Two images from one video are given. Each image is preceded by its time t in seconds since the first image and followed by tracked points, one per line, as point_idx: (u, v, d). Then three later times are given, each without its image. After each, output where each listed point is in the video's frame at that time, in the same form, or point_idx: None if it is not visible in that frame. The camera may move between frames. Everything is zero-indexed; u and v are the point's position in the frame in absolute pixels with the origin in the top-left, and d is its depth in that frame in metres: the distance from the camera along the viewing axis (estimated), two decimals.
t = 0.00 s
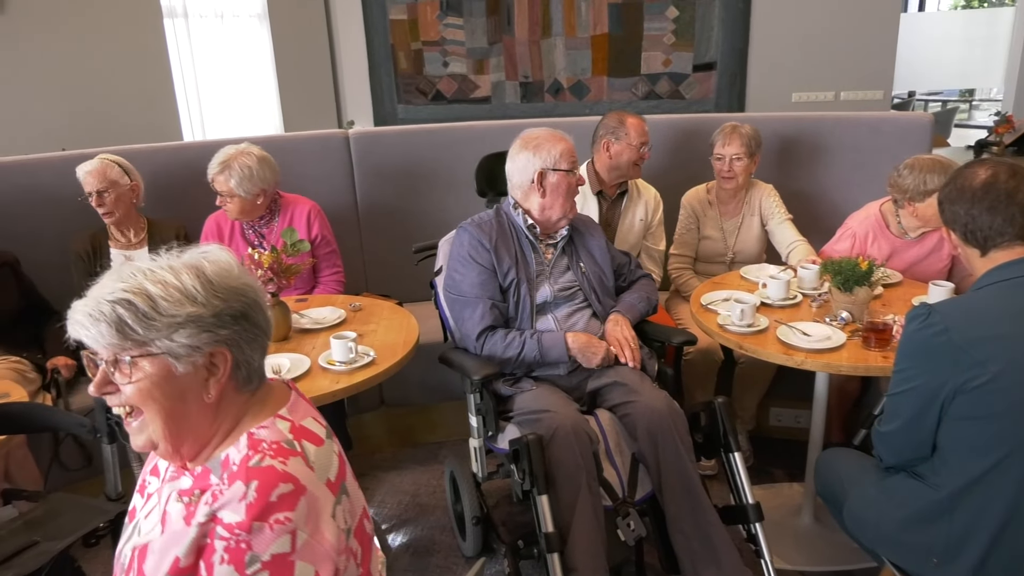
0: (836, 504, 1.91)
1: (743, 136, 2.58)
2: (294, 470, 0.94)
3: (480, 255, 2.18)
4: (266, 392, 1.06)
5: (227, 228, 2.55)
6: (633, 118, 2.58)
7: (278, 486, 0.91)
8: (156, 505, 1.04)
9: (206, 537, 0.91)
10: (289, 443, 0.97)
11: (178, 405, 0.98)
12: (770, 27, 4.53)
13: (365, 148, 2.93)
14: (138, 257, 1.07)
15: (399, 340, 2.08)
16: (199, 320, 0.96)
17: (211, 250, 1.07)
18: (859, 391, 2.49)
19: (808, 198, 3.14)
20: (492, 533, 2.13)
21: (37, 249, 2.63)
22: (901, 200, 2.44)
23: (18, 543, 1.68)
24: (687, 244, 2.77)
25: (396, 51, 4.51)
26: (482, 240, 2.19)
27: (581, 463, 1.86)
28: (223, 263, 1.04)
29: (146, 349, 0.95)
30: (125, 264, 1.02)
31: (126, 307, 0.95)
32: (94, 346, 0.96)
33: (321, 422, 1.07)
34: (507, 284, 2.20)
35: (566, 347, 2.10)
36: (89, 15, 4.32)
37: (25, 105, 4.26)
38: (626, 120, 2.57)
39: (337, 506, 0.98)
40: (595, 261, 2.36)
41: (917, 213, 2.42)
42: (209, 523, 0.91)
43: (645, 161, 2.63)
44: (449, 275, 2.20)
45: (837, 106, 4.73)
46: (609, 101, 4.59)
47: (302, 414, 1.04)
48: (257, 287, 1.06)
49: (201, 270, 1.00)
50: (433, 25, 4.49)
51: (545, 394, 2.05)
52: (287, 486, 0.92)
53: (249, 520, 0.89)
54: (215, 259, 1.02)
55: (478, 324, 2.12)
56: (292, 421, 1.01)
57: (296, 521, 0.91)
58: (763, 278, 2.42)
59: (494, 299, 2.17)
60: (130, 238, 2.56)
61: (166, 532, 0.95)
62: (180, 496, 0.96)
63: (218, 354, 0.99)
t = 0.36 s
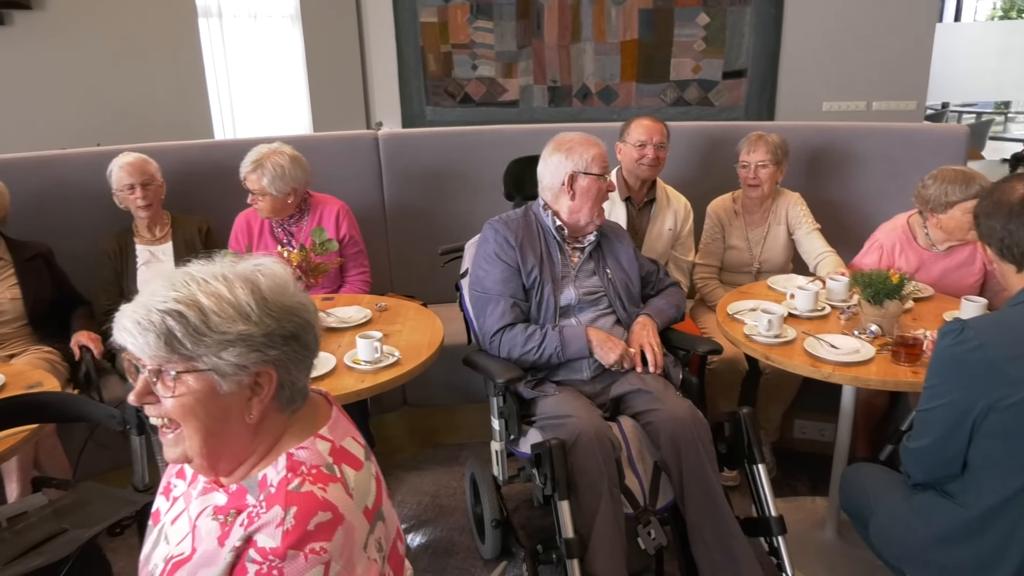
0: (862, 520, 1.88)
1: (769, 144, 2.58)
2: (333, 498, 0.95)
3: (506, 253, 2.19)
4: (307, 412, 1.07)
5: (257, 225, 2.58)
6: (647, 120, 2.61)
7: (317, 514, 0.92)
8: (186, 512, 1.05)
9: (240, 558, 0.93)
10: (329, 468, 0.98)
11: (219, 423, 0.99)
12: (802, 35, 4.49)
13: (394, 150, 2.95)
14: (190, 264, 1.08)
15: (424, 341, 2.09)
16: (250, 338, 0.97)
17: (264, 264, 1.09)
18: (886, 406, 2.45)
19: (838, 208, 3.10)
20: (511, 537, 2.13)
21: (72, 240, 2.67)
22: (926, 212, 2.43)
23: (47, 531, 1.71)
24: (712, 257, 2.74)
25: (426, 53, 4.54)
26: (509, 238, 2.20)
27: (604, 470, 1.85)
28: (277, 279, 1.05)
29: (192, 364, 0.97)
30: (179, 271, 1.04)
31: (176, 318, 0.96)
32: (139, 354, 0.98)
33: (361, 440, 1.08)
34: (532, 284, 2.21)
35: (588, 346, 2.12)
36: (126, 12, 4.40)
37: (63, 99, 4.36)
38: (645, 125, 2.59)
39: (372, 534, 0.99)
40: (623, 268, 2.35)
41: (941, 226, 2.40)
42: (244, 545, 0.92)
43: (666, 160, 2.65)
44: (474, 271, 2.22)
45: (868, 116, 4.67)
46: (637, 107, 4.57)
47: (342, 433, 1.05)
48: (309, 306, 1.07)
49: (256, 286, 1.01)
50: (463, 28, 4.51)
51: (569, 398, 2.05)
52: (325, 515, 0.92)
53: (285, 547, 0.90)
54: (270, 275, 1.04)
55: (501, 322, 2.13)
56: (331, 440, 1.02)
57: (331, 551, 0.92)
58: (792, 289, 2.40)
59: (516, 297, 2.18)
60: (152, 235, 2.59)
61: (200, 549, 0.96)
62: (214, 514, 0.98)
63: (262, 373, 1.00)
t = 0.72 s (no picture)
0: (897, 538, 1.84)
1: (804, 153, 2.53)
2: (332, 500, 0.92)
3: (537, 258, 2.19)
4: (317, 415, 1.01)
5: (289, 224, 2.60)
6: (678, 125, 2.59)
7: (309, 514, 0.90)
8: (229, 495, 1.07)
9: (237, 541, 0.93)
10: (339, 470, 0.95)
11: (217, 422, 1.00)
12: (840, 41, 4.42)
13: (427, 153, 2.97)
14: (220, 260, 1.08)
15: (455, 344, 2.09)
16: (215, 348, 0.93)
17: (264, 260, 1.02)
18: (923, 420, 2.41)
19: (876, 218, 3.04)
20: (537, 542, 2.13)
21: (112, 237, 2.73)
22: (961, 220, 2.39)
23: (84, 522, 1.75)
24: (745, 265, 2.72)
25: (459, 56, 4.56)
26: (541, 243, 2.20)
27: (633, 478, 1.84)
28: (260, 279, 0.97)
29: (178, 370, 0.98)
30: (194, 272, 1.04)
31: (161, 326, 0.97)
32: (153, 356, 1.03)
33: (390, 445, 1.02)
34: (563, 290, 2.21)
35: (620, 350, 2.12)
36: (165, 14, 4.48)
37: (103, 99, 4.46)
38: (676, 129, 2.57)
39: (375, 543, 0.95)
40: (656, 275, 2.34)
41: (976, 235, 2.35)
42: (241, 530, 0.93)
43: (697, 166, 2.63)
44: (505, 274, 2.22)
45: (907, 123, 4.59)
46: (670, 112, 4.54)
47: (368, 435, 1.01)
48: (287, 306, 0.97)
49: (217, 296, 0.95)
50: (496, 31, 4.52)
51: (599, 405, 2.04)
52: (317, 517, 0.90)
53: (273, 540, 0.89)
54: (236, 281, 0.97)
55: (533, 327, 2.13)
56: (351, 442, 0.98)
57: (318, 553, 0.90)
58: (826, 299, 2.37)
59: (547, 302, 2.18)
60: (193, 233, 2.62)
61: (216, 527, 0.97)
62: (247, 491, 0.97)
63: (238, 382, 0.96)
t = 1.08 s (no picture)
0: (930, 549, 1.80)
1: (840, 156, 2.48)
2: (302, 456, 0.92)
3: (564, 258, 2.19)
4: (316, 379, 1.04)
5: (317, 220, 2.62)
6: (710, 126, 2.56)
7: (277, 463, 0.91)
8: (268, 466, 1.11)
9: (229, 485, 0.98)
10: (321, 431, 0.95)
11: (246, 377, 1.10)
12: (875, 41, 4.35)
13: (456, 152, 2.98)
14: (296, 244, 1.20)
15: (482, 343, 2.09)
16: (233, 311, 1.04)
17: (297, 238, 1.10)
18: (957, 429, 2.36)
19: (911, 222, 2.99)
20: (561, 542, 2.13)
21: (145, 233, 2.77)
22: (992, 221, 2.33)
23: (116, 512, 1.79)
24: (775, 268, 2.68)
25: (488, 55, 4.56)
26: (567, 242, 2.20)
27: (660, 480, 1.83)
28: (284, 259, 1.04)
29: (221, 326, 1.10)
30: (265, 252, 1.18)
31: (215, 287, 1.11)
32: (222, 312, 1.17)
33: (391, 424, 1.01)
34: (590, 290, 2.20)
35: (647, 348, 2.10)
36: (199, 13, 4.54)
37: (138, 97, 4.54)
38: (707, 130, 2.55)
39: (343, 508, 0.93)
40: (684, 276, 2.32)
41: (1007, 238, 2.29)
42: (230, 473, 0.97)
43: (729, 167, 2.59)
44: (531, 274, 2.22)
45: (944, 125, 4.50)
46: (700, 112, 4.50)
47: (369, 408, 1.00)
48: (284, 276, 1.02)
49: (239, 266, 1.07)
50: (527, 30, 4.51)
51: (626, 406, 2.03)
52: (283, 467, 0.91)
53: (245, 483, 0.92)
54: (257, 254, 1.07)
55: (558, 325, 2.13)
56: (345, 411, 0.98)
57: (279, 502, 0.90)
58: (859, 303, 2.32)
59: (573, 302, 2.18)
60: (228, 229, 2.66)
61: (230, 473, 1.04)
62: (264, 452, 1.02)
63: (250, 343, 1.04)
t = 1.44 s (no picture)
0: (965, 558, 1.75)
1: (879, 157, 2.43)
2: (333, 425, 0.94)
3: (592, 253, 2.18)
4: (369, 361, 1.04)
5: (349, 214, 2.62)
6: (747, 124, 2.52)
7: (309, 430, 0.94)
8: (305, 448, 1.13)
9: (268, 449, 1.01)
10: (354, 405, 0.96)
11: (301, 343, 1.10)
12: (914, 38, 4.26)
13: (487, 146, 2.97)
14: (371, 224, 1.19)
15: (511, 338, 2.09)
16: (304, 283, 1.03)
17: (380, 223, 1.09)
18: (994, 436, 2.30)
19: (950, 224, 2.92)
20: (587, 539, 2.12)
21: (179, 223, 2.80)
22: None
23: (147, 499, 1.81)
24: (809, 268, 2.64)
25: (519, 50, 4.54)
26: (594, 238, 2.19)
27: (688, 481, 1.82)
28: (365, 241, 1.04)
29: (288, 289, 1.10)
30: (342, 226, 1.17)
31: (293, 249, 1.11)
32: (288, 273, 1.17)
33: (422, 406, 1.01)
34: (618, 284, 2.18)
35: (676, 345, 2.08)
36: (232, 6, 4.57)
37: (172, 89, 4.59)
38: (744, 128, 2.51)
39: (367, 480, 0.93)
40: (715, 272, 2.29)
41: None
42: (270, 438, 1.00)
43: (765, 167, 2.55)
44: (558, 270, 2.21)
45: (984, 124, 4.39)
46: (732, 109, 4.45)
47: (406, 389, 1.00)
48: (361, 260, 1.02)
49: (324, 237, 1.06)
50: (558, 25, 4.47)
51: (654, 404, 2.01)
52: (314, 434, 0.93)
53: (279, 446, 0.95)
54: (343, 230, 1.06)
55: (584, 319, 2.11)
56: (381, 388, 0.99)
57: (308, 466, 0.92)
58: (895, 305, 2.28)
59: (600, 297, 2.16)
60: (261, 221, 2.68)
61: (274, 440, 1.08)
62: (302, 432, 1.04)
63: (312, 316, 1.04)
